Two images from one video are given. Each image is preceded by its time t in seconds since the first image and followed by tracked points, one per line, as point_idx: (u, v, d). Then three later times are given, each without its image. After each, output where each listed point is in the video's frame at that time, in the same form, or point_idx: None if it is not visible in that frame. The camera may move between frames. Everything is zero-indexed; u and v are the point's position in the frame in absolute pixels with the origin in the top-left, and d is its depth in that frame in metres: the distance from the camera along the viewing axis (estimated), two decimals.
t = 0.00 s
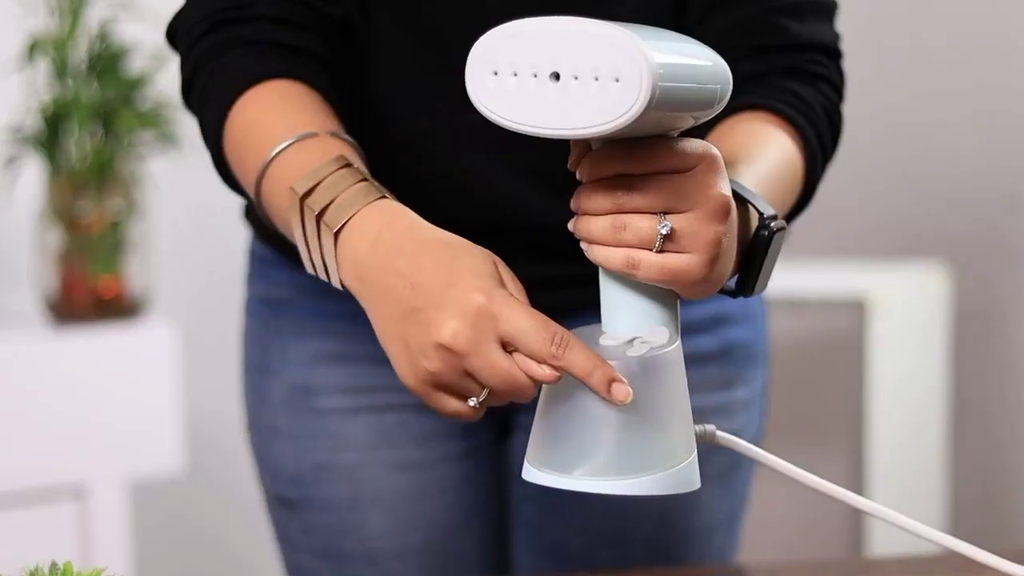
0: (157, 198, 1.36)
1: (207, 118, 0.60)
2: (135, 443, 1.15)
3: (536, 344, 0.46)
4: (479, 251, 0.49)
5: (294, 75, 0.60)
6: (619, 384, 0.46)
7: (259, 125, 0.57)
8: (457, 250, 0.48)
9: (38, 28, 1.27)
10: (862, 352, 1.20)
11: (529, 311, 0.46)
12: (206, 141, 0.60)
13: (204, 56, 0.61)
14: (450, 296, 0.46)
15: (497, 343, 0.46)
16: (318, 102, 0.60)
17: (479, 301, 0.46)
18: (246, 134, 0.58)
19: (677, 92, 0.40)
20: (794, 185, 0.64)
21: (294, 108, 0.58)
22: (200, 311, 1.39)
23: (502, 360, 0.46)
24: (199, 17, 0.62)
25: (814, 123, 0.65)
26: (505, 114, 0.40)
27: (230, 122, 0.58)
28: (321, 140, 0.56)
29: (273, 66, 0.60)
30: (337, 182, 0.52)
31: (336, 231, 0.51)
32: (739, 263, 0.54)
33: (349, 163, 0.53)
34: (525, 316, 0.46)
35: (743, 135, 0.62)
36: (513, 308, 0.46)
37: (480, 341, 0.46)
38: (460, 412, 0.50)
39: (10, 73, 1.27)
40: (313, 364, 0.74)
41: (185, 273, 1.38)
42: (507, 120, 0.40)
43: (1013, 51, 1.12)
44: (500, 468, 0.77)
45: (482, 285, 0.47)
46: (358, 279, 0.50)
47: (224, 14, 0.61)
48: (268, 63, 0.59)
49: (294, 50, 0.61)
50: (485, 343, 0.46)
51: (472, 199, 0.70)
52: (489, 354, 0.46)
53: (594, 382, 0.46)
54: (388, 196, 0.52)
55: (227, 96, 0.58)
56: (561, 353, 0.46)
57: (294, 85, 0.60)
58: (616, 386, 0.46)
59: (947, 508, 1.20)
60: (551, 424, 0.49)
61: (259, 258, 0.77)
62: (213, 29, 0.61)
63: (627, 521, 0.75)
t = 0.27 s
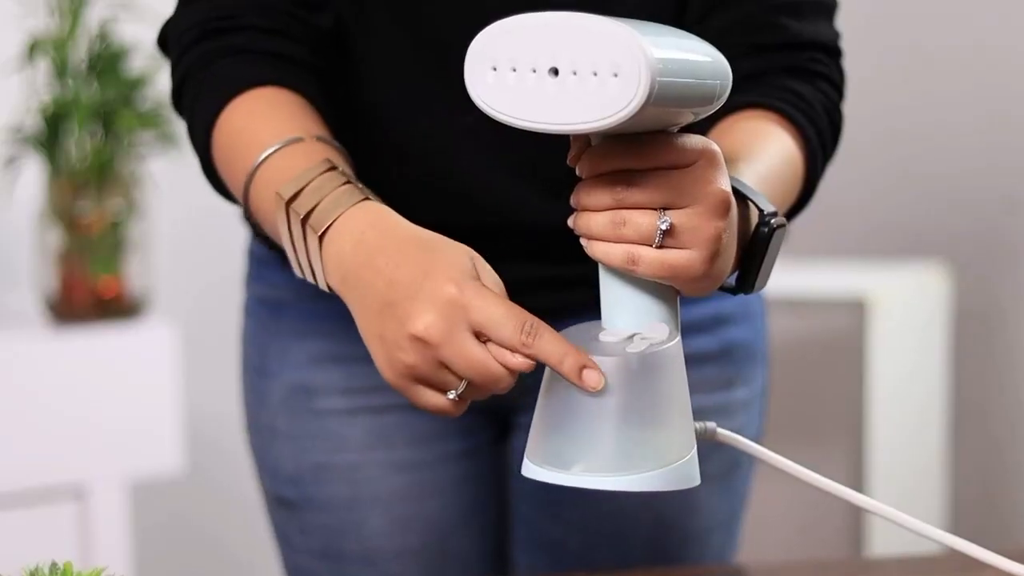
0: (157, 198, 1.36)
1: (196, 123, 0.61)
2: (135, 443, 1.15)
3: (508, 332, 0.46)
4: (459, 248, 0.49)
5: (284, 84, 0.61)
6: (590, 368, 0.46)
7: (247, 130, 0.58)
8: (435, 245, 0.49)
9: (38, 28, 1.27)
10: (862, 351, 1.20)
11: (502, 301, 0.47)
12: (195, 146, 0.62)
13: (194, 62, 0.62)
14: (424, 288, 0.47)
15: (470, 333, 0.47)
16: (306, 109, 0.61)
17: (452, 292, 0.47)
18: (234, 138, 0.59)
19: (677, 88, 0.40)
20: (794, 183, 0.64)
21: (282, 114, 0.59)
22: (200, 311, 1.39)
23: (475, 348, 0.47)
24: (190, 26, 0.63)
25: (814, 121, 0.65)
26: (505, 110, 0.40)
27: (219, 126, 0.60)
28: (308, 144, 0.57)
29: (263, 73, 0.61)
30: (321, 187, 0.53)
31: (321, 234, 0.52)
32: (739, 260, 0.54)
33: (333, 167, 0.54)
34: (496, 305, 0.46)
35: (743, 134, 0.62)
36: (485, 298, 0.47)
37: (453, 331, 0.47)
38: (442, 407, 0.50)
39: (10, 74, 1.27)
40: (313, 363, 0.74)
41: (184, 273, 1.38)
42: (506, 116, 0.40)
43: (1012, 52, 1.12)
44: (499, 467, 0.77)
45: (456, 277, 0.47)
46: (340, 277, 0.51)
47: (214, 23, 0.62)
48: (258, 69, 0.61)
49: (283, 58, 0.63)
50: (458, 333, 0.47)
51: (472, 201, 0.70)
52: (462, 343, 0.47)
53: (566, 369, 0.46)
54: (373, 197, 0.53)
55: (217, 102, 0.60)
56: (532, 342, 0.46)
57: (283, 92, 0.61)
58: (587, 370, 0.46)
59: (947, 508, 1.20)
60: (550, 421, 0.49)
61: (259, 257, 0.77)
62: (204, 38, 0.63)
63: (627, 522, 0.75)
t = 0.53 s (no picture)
0: (157, 200, 1.36)
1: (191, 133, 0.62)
2: (135, 445, 1.15)
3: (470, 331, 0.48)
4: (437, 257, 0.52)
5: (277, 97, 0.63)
6: (551, 364, 0.47)
7: (238, 139, 0.60)
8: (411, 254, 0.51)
9: (38, 30, 1.27)
10: (862, 353, 1.20)
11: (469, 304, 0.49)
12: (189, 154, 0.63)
13: (190, 74, 0.63)
14: (395, 294, 0.50)
15: (437, 334, 0.49)
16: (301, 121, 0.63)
17: (419, 296, 0.49)
18: (224, 147, 0.60)
19: (679, 89, 0.40)
20: (795, 185, 0.63)
21: (271, 123, 0.61)
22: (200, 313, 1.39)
23: (442, 348, 0.49)
24: (184, 37, 0.64)
25: (815, 122, 0.65)
26: (506, 111, 0.40)
27: (211, 137, 0.61)
28: (296, 154, 0.59)
29: (256, 84, 0.62)
30: (305, 199, 0.55)
31: (305, 246, 0.54)
32: (741, 261, 0.54)
33: (319, 179, 0.56)
34: (459, 306, 0.48)
35: (744, 135, 0.62)
36: (450, 300, 0.49)
37: (421, 332, 0.49)
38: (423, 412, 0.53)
39: (10, 75, 1.27)
40: (313, 366, 0.74)
41: (185, 275, 1.38)
42: (507, 116, 0.40)
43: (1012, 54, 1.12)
44: (500, 470, 0.77)
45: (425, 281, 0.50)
46: (324, 284, 0.54)
47: (208, 36, 0.63)
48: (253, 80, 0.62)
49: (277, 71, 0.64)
50: (425, 334, 0.49)
51: (471, 206, 0.70)
52: (429, 343, 0.49)
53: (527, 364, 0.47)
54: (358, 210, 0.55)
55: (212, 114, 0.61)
56: (495, 340, 0.48)
57: (273, 103, 0.62)
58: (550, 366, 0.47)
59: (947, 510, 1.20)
60: (551, 423, 0.49)
61: (260, 259, 0.77)
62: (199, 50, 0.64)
63: (628, 524, 0.75)
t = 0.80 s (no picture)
0: (157, 202, 1.36)
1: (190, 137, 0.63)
2: (135, 447, 1.15)
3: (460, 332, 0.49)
4: (432, 263, 0.53)
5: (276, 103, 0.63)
6: (535, 361, 0.48)
7: (239, 146, 0.61)
8: (406, 259, 0.52)
9: (38, 32, 1.27)
10: (862, 354, 1.20)
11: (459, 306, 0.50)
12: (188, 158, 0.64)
13: (188, 80, 0.64)
14: (388, 297, 0.50)
15: (427, 335, 0.49)
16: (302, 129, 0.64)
17: (411, 299, 0.50)
18: (225, 153, 0.61)
19: (677, 89, 0.40)
20: (795, 185, 0.63)
21: (273, 131, 0.61)
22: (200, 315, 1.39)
23: (434, 349, 0.49)
24: (184, 43, 0.65)
25: (814, 124, 0.65)
26: (505, 112, 0.40)
27: (212, 143, 0.62)
28: (298, 160, 0.59)
29: (255, 90, 0.63)
30: (307, 207, 0.56)
31: (309, 255, 0.55)
32: (740, 263, 0.54)
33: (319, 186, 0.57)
34: (449, 308, 0.49)
35: (743, 137, 0.62)
36: (441, 302, 0.49)
37: (413, 334, 0.49)
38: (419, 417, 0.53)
39: (10, 77, 1.27)
40: (313, 369, 0.74)
41: (185, 277, 1.38)
42: (506, 117, 0.40)
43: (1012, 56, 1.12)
44: (500, 472, 0.77)
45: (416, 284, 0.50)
46: (325, 291, 0.54)
47: (207, 42, 0.64)
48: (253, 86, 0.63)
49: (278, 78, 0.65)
50: (417, 335, 0.49)
51: (469, 208, 0.70)
52: (420, 344, 0.49)
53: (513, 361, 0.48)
54: (358, 219, 0.56)
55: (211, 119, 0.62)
56: (482, 339, 0.49)
57: (273, 110, 0.63)
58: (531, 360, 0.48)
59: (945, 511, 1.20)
60: (550, 424, 0.49)
61: (260, 261, 0.77)
62: (196, 55, 0.64)
63: (629, 526, 0.75)
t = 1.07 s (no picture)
0: (157, 203, 1.36)
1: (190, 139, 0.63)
2: (136, 447, 1.15)
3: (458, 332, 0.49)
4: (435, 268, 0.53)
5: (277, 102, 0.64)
6: (531, 362, 0.48)
7: (241, 152, 0.61)
8: (409, 263, 0.52)
9: (38, 32, 1.27)
10: (862, 356, 1.20)
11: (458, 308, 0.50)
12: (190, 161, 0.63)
13: (188, 83, 0.64)
14: (388, 299, 0.51)
15: (427, 337, 0.50)
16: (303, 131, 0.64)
17: (411, 301, 0.50)
18: (226, 159, 0.61)
19: (681, 89, 0.40)
20: (796, 184, 0.63)
21: (275, 135, 0.62)
22: (200, 316, 1.39)
23: (433, 351, 0.49)
24: (184, 47, 0.65)
25: (815, 124, 0.65)
26: (508, 111, 0.40)
27: (212, 150, 0.62)
28: (300, 164, 0.59)
29: (255, 92, 0.63)
30: (312, 213, 0.56)
31: (315, 262, 0.55)
32: (741, 264, 0.54)
33: (323, 191, 0.57)
34: (447, 309, 0.49)
35: (744, 137, 0.62)
36: (440, 304, 0.50)
37: (412, 335, 0.50)
38: (423, 418, 0.53)
39: (10, 78, 1.27)
40: (313, 370, 0.74)
41: (185, 278, 1.38)
42: (509, 117, 0.40)
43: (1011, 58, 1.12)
44: (501, 473, 0.77)
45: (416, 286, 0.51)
46: (332, 298, 0.54)
47: (208, 45, 0.65)
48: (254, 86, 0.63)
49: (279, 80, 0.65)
50: (416, 337, 0.50)
51: (470, 209, 0.70)
52: (419, 345, 0.49)
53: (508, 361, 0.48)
54: (363, 224, 0.56)
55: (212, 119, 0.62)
56: (478, 340, 0.49)
57: (273, 112, 0.63)
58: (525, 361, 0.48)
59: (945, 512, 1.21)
60: (552, 425, 0.48)
61: (260, 261, 0.77)
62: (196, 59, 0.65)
63: (630, 528, 0.75)
